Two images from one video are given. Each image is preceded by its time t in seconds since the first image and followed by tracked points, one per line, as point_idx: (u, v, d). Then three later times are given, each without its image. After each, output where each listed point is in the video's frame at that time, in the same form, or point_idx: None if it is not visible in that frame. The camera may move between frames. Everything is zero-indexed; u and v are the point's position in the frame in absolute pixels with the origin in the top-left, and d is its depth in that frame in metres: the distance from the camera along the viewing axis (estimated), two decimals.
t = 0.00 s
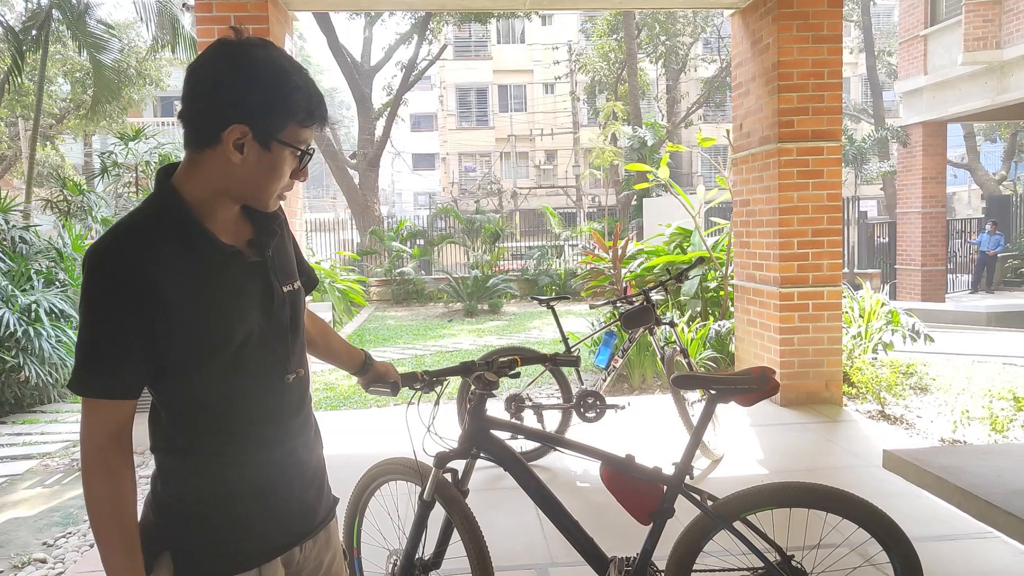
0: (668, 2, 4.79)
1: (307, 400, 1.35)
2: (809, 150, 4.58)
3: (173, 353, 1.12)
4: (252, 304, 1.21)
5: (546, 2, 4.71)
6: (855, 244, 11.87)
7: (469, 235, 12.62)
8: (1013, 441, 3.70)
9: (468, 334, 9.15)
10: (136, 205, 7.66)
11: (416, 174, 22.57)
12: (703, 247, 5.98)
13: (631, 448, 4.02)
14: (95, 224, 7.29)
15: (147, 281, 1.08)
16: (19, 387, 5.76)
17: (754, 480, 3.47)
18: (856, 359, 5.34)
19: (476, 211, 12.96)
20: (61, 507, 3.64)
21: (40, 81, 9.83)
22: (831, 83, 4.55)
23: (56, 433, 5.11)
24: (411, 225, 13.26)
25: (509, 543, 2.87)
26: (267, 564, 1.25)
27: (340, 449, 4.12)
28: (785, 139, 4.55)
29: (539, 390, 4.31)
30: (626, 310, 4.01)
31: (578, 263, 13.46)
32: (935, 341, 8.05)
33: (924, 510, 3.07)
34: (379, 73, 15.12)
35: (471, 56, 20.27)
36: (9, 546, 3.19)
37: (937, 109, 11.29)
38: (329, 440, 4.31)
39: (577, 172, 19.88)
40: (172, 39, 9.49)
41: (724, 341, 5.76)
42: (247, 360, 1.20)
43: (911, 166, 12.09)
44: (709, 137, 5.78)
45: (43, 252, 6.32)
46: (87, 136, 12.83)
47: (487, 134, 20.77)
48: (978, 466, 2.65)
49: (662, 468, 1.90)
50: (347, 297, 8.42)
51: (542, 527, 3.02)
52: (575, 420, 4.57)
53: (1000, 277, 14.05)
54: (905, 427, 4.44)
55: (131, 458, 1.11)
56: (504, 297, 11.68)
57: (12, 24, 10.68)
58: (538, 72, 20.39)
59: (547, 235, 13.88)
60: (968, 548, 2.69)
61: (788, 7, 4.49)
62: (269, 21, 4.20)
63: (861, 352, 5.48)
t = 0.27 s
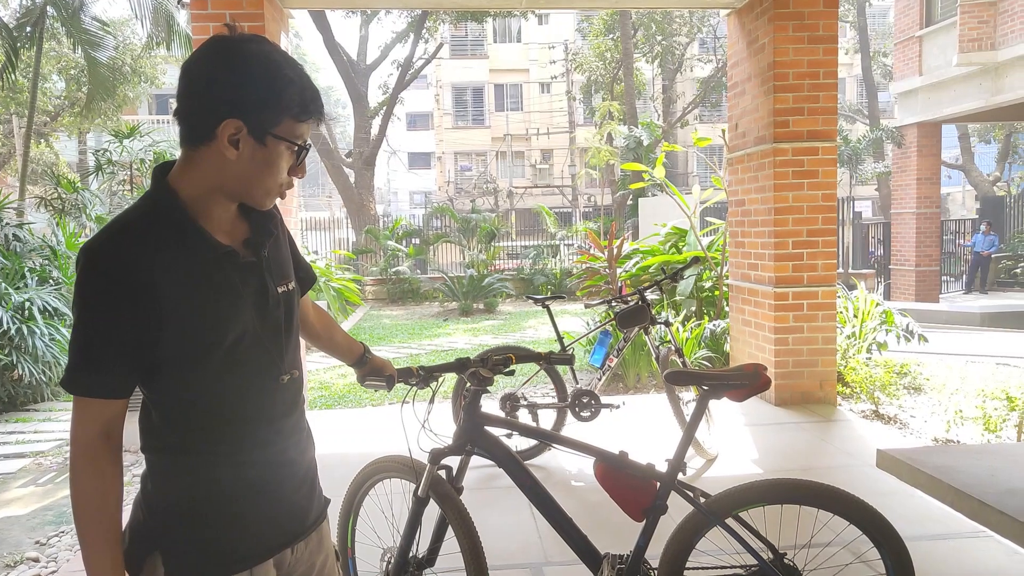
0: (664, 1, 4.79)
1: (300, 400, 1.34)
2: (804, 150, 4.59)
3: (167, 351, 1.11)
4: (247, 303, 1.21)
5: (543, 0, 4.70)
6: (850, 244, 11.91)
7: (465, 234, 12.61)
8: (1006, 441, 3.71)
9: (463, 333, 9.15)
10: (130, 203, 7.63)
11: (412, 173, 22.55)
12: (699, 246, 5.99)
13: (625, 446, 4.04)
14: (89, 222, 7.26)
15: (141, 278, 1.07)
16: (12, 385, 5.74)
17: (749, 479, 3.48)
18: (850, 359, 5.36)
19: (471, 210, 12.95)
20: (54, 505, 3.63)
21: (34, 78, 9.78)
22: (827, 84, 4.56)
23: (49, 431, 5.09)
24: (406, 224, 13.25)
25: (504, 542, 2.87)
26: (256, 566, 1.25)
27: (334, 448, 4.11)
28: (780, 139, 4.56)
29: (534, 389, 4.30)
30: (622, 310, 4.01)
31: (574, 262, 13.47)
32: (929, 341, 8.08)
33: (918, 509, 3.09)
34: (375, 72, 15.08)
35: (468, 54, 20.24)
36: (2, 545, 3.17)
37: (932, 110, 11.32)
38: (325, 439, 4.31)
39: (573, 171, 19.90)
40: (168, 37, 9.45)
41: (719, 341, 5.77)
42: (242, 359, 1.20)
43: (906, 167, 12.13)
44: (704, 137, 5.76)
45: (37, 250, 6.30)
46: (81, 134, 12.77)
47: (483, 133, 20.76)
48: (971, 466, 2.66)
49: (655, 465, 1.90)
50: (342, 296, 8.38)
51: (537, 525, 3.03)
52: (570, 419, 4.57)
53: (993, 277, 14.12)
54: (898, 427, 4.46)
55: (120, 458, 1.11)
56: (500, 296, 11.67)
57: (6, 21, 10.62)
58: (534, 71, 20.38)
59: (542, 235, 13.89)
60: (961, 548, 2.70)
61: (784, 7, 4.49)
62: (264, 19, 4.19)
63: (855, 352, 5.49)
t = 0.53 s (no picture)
0: (662, 12, 4.82)
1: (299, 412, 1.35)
2: (801, 159, 4.61)
3: (174, 362, 1.11)
4: (250, 314, 1.22)
5: (541, 11, 4.72)
6: (849, 253, 11.94)
7: (464, 244, 12.63)
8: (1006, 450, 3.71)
9: (462, 343, 9.15)
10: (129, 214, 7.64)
11: (411, 183, 22.61)
12: (697, 256, 6.00)
13: (625, 456, 4.03)
14: (88, 233, 7.26)
15: (149, 288, 1.07)
16: (10, 397, 5.72)
17: (748, 489, 3.48)
18: (849, 368, 5.36)
19: (470, 219, 12.97)
20: (51, 518, 3.61)
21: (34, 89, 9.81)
22: (824, 93, 4.58)
23: (47, 443, 5.07)
24: (405, 234, 13.27)
25: (503, 554, 2.86)
26: None
27: (333, 459, 4.09)
28: (778, 149, 4.58)
29: (533, 399, 4.30)
30: (621, 319, 4.01)
31: (573, 272, 13.48)
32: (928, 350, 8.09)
33: (918, 519, 3.08)
34: (374, 82, 15.13)
35: (466, 65, 20.34)
36: None
37: (929, 119, 11.38)
38: (324, 450, 4.30)
39: (572, 181, 19.96)
40: (168, 48, 9.49)
41: (719, 350, 5.76)
42: (245, 370, 1.20)
43: (903, 176, 12.17)
44: (702, 147, 5.79)
45: (36, 260, 6.30)
46: (81, 144, 12.80)
47: (482, 143, 20.83)
48: (971, 476, 2.66)
49: (655, 475, 1.90)
50: (341, 306, 8.39)
51: (536, 537, 3.02)
52: (569, 429, 4.56)
53: (992, 286, 14.13)
54: (898, 436, 4.46)
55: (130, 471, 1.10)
56: (499, 306, 11.68)
57: (7, 33, 10.67)
58: (532, 81, 20.47)
59: (541, 244, 13.91)
60: (962, 558, 2.69)
61: (781, 17, 4.52)
62: (264, 30, 4.21)
63: (854, 361, 5.50)
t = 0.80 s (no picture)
0: (661, 21, 4.84)
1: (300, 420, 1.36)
2: (802, 167, 4.62)
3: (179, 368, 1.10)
4: (251, 321, 1.22)
5: (541, 21, 4.75)
6: (850, 261, 11.93)
7: (465, 252, 12.65)
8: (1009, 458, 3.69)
9: (463, 350, 9.15)
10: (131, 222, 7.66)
11: (412, 191, 22.66)
12: (698, 263, 6.00)
13: (626, 464, 4.03)
14: (90, 241, 7.28)
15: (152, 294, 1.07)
16: (11, 405, 5.72)
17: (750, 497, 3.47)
18: (851, 376, 5.35)
19: (471, 227, 12.99)
20: (52, 526, 3.60)
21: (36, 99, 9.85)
22: (823, 102, 4.60)
23: (48, 450, 5.07)
24: (406, 242, 13.29)
25: (504, 562, 2.85)
26: None
27: (334, 467, 4.09)
28: (778, 157, 4.60)
29: (534, 407, 4.30)
30: (622, 327, 4.01)
31: (574, 280, 13.48)
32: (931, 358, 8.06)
33: (921, 527, 3.07)
34: (375, 91, 15.18)
35: (467, 73, 20.41)
36: None
37: (929, 127, 11.41)
38: (325, 457, 4.30)
39: (573, 189, 20.00)
40: (170, 57, 9.55)
41: (720, 358, 5.74)
42: (245, 377, 1.20)
43: (904, 183, 12.18)
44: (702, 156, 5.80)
45: (37, 269, 6.32)
46: (83, 153, 12.85)
47: (483, 151, 20.88)
48: (973, 483, 2.65)
49: (656, 483, 1.90)
50: (342, 313, 8.39)
51: (537, 545, 3.01)
52: (571, 437, 4.56)
53: (994, 294, 14.11)
54: (901, 444, 4.45)
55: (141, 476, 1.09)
56: (500, 313, 11.67)
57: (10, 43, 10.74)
58: (533, 90, 20.54)
59: (543, 252, 13.91)
60: (965, 567, 2.68)
61: (781, 26, 4.54)
62: (266, 39, 4.24)
63: (856, 369, 5.48)
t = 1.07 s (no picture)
0: (662, 22, 4.85)
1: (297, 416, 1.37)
2: (803, 167, 4.62)
3: (178, 365, 1.10)
4: (248, 319, 1.23)
5: (542, 21, 4.75)
6: (850, 261, 11.93)
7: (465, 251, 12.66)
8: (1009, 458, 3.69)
9: (464, 350, 9.15)
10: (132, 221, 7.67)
11: (412, 191, 22.67)
12: (698, 263, 6.01)
13: (626, 464, 4.03)
14: (91, 240, 7.29)
15: (150, 291, 1.07)
16: (12, 403, 5.73)
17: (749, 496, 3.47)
18: (851, 375, 5.35)
19: (472, 227, 12.99)
20: (52, 523, 3.61)
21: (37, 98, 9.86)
22: (824, 102, 4.60)
23: (48, 449, 5.08)
24: (407, 241, 13.31)
25: (503, 560, 2.86)
26: None
27: (334, 465, 4.10)
28: (779, 157, 4.60)
29: (534, 407, 4.30)
30: (622, 326, 4.01)
31: (574, 280, 13.48)
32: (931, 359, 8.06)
33: (920, 527, 3.07)
34: (376, 91, 15.18)
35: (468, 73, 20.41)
36: None
37: (930, 128, 11.41)
38: (325, 456, 4.31)
39: (573, 189, 20.00)
40: (171, 56, 9.56)
41: (720, 358, 5.74)
42: (244, 374, 1.21)
43: (904, 184, 12.17)
44: (703, 156, 5.80)
45: (38, 267, 6.32)
46: (84, 152, 12.86)
47: (484, 151, 20.89)
48: (972, 483, 2.65)
49: (656, 482, 1.90)
50: (343, 313, 8.40)
51: (537, 543, 3.02)
52: (571, 436, 4.56)
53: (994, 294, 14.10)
54: (900, 444, 4.45)
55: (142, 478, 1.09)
56: (500, 313, 11.68)
57: (12, 41, 10.75)
58: (534, 90, 20.53)
59: (543, 252, 13.92)
60: (963, 566, 2.68)
61: (782, 27, 4.55)
62: (267, 39, 4.25)
63: (856, 369, 5.49)
